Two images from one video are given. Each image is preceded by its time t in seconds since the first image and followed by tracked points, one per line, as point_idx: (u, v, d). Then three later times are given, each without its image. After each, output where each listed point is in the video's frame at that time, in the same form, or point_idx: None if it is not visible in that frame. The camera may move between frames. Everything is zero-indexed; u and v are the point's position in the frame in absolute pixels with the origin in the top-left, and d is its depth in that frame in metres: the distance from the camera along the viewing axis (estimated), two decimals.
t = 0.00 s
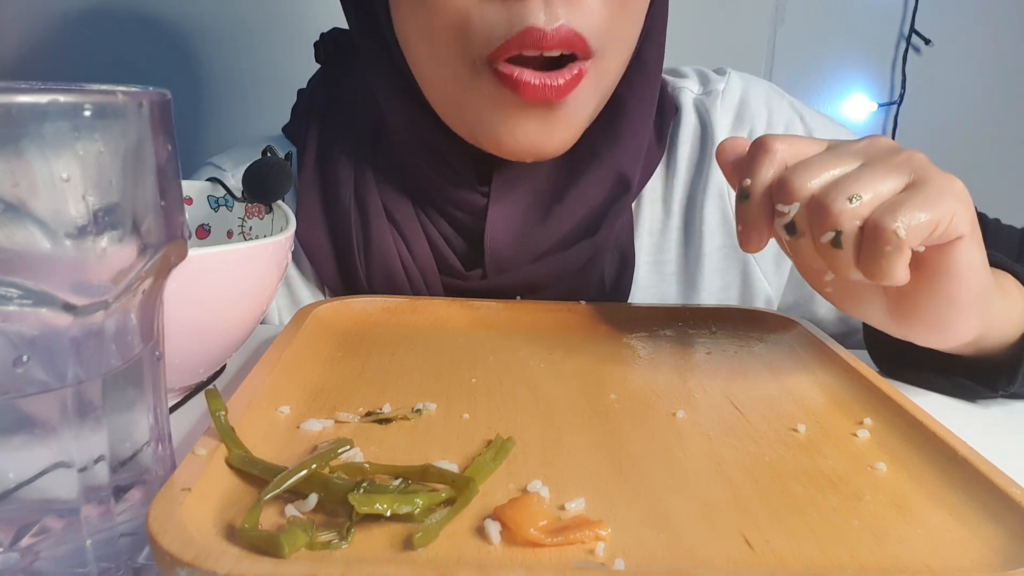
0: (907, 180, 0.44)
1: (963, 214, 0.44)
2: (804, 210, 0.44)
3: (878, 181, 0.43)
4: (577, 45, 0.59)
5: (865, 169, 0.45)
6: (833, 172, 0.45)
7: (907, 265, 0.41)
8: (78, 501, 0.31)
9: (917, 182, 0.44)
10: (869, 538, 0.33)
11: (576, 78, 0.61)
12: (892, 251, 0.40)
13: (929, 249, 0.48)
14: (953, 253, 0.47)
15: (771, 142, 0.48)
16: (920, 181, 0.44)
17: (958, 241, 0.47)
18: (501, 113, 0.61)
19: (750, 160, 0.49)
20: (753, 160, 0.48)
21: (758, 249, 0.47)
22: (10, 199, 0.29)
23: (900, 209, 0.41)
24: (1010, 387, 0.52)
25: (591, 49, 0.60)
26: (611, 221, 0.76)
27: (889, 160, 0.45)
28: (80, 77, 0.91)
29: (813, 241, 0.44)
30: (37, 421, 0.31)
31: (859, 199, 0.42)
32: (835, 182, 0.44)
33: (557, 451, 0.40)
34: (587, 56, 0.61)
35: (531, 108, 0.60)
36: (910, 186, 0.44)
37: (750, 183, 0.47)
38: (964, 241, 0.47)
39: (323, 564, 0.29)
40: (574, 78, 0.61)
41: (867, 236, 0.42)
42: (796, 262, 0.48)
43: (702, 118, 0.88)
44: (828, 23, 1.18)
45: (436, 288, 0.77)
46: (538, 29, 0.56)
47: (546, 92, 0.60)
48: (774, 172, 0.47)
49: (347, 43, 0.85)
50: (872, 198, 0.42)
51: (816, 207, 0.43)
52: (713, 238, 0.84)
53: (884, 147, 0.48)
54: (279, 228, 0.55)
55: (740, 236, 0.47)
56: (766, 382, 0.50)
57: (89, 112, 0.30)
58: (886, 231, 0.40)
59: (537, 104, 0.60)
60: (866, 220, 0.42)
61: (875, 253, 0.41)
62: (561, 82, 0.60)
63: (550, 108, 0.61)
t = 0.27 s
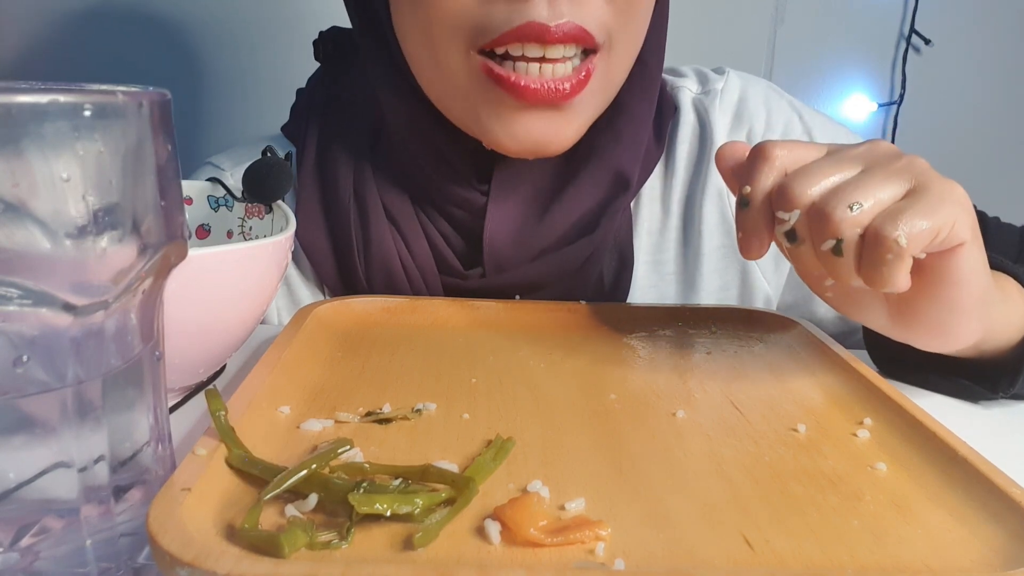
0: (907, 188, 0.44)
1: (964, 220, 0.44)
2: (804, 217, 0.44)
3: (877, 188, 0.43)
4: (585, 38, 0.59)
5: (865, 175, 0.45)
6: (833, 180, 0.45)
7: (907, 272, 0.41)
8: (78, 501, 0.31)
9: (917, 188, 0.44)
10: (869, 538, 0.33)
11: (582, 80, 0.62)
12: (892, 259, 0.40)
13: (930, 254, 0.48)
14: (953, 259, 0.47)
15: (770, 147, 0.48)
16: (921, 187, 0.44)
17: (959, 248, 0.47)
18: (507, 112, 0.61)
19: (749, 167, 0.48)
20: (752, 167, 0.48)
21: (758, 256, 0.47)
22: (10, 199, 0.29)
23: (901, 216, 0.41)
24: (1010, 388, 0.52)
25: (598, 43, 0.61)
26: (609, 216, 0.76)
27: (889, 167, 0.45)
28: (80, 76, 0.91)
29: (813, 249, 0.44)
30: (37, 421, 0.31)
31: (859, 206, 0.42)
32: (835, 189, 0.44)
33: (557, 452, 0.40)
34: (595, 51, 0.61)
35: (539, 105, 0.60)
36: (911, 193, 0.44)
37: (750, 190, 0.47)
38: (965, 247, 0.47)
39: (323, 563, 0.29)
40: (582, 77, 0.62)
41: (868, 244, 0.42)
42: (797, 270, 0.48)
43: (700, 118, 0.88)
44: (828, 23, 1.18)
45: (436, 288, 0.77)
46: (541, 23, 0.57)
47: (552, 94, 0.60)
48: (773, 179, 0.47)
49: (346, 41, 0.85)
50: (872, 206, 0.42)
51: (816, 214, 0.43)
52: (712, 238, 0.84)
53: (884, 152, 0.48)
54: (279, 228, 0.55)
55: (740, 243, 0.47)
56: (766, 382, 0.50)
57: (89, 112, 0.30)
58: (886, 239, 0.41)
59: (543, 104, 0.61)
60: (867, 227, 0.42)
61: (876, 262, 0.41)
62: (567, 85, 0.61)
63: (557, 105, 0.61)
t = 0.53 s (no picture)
0: (904, 192, 0.44)
1: (963, 223, 0.44)
2: (802, 220, 0.44)
3: (875, 191, 0.43)
4: (590, 37, 0.60)
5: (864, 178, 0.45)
6: (830, 183, 0.45)
7: (906, 275, 0.41)
8: (78, 501, 0.31)
9: (916, 192, 0.44)
10: (869, 538, 0.33)
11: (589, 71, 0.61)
12: (891, 262, 0.40)
13: (930, 258, 0.48)
14: (953, 261, 0.47)
15: (767, 150, 0.48)
16: (919, 191, 0.44)
17: (959, 251, 0.47)
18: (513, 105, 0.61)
19: (748, 170, 0.49)
20: (750, 171, 0.48)
21: (758, 259, 0.47)
22: (10, 199, 0.29)
23: (899, 219, 0.41)
24: (1010, 389, 0.52)
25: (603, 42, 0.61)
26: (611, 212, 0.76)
27: (887, 170, 0.45)
28: (80, 76, 0.91)
29: (812, 252, 0.44)
30: (37, 421, 0.31)
31: (857, 210, 0.42)
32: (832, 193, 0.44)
33: (557, 451, 0.40)
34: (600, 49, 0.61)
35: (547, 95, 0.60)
36: (911, 195, 0.44)
37: (749, 193, 0.47)
38: (964, 249, 0.47)
39: (323, 564, 0.29)
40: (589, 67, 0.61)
41: (865, 247, 0.42)
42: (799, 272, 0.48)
43: (701, 118, 0.88)
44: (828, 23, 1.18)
45: (437, 288, 0.77)
46: (549, 22, 0.57)
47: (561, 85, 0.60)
48: (772, 182, 0.47)
49: (346, 41, 0.86)
50: (870, 209, 0.42)
51: (814, 217, 0.43)
52: (712, 238, 0.84)
53: (883, 154, 0.48)
54: (279, 228, 0.55)
55: (740, 246, 0.47)
56: (766, 382, 0.50)
57: (89, 112, 0.30)
58: (884, 242, 0.40)
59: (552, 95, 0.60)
60: (865, 230, 0.42)
61: (874, 265, 0.41)
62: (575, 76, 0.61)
63: (565, 95, 0.61)
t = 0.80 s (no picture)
0: (903, 198, 0.44)
1: (962, 228, 0.44)
2: (801, 225, 0.44)
3: (874, 197, 0.43)
4: (591, 28, 0.59)
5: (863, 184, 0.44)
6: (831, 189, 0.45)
7: (905, 282, 0.41)
8: (77, 502, 0.31)
9: (914, 197, 0.44)
10: (870, 539, 0.33)
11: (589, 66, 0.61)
12: (889, 268, 0.40)
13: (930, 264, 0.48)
14: (951, 267, 0.47)
15: (766, 155, 0.48)
16: (918, 196, 0.44)
17: (958, 258, 0.47)
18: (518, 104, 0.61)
19: (747, 174, 0.48)
20: (750, 175, 0.48)
21: (758, 264, 0.47)
22: (9, 199, 0.29)
23: (898, 225, 0.41)
24: (1010, 393, 0.52)
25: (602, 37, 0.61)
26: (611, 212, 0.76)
27: (887, 175, 0.45)
28: (80, 75, 0.91)
29: (811, 257, 0.44)
30: (36, 421, 0.31)
31: (855, 216, 0.42)
32: (831, 199, 0.44)
33: (556, 452, 0.40)
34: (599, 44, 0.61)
35: (546, 87, 0.60)
36: (909, 201, 0.44)
37: (748, 198, 0.47)
38: (962, 256, 0.47)
39: (323, 564, 0.29)
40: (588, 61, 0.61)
41: (863, 253, 0.42)
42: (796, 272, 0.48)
43: (701, 117, 0.88)
44: (828, 22, 1.17)
45: (437, 287, 0.77)
46: (552, 10, 0.57)
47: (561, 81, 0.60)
48: (771, 187, 0.47)
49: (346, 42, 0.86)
50: (869, 215, 0.42)
51: (812, 222, 0.43)
52: (713, 238, 0.84)
53: (883, 158, 0.48)
54: (279, 228, 0.55)
55: (739, 251, 0.47)
56: (766, 382, 0.50)
57: (88, 111, 0.30)
58: (882, 249, 0.40)
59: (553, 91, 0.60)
60: (863, 237, 0.42)
61: (873, 272, 0.41)
62: (576, 71, 0.60)
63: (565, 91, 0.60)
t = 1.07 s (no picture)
0: (904, 201, 0.44)
1: (963, 233, 0.44)
2: (802, 228, 0.44)
3: (875, 201, 0.43)
4: (567, 37, 0.59)
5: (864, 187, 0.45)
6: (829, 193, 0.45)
7: (906, 285, 0.41)
8: (78, 502, 0.31)
9: (917, 200, 0.44)
10: (870, 538, 0.33)
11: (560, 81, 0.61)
12: (891, 272, 0.40)
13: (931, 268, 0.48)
14: (954, 272, 0.47)
15: (767, 159, 0.48)
16: (919, 200, 0.44)
17: (960, 259, 0.46)
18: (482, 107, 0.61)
19: (748, 177, 0.48)
20: (751, 178, 0.48)
21: (758, 268, 0.47)
22: (10, 199, 0.29)
23: (898, 230, 0.41)
24: (1012, 394, 0.52)
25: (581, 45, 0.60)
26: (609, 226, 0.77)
27: (888, 178, 0.45)
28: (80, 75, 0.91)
29: (813, 262, 0.44)
30: (37, 421, 0.31)
31: (857, 219, 0.42)
32: (831, 204, 0.44)
33: (557, 451, 0.40)
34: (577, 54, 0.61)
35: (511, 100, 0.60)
36: (910, 203, 0.44)
37: (749, 203, 0.47)
38: (965, 258, 0.47)
39: (323, 564, 0.29)
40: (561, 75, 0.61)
41: (865, 258, 0.42)
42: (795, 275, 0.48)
43: (695, 116, 0.88)
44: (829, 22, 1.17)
45: (432, 287, 0.77)
46: (525, 16, 0.56)
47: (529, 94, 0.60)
48: (772, 190, 0.47)
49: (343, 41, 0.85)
50: (870, 218, 0.42)
51: (813, 226, 0.43)
52: (705, 234, 0.84)
53: (884, 162, 0.47)
54: (279, 228, 0.55)
55: (740, 256, 0.47)
56: (766, 382, 0.50)
57: (88, 112, 0.30)
58: (884, 253, 0.40)
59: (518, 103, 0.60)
60: (864, 241, 0.42)
61: (876, 275, 0.41)
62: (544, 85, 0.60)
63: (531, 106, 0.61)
